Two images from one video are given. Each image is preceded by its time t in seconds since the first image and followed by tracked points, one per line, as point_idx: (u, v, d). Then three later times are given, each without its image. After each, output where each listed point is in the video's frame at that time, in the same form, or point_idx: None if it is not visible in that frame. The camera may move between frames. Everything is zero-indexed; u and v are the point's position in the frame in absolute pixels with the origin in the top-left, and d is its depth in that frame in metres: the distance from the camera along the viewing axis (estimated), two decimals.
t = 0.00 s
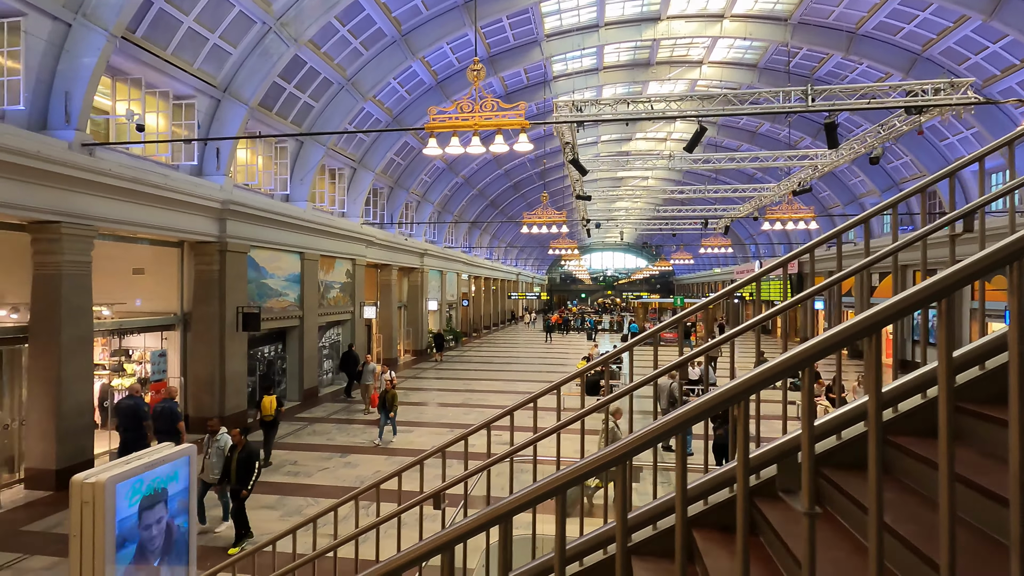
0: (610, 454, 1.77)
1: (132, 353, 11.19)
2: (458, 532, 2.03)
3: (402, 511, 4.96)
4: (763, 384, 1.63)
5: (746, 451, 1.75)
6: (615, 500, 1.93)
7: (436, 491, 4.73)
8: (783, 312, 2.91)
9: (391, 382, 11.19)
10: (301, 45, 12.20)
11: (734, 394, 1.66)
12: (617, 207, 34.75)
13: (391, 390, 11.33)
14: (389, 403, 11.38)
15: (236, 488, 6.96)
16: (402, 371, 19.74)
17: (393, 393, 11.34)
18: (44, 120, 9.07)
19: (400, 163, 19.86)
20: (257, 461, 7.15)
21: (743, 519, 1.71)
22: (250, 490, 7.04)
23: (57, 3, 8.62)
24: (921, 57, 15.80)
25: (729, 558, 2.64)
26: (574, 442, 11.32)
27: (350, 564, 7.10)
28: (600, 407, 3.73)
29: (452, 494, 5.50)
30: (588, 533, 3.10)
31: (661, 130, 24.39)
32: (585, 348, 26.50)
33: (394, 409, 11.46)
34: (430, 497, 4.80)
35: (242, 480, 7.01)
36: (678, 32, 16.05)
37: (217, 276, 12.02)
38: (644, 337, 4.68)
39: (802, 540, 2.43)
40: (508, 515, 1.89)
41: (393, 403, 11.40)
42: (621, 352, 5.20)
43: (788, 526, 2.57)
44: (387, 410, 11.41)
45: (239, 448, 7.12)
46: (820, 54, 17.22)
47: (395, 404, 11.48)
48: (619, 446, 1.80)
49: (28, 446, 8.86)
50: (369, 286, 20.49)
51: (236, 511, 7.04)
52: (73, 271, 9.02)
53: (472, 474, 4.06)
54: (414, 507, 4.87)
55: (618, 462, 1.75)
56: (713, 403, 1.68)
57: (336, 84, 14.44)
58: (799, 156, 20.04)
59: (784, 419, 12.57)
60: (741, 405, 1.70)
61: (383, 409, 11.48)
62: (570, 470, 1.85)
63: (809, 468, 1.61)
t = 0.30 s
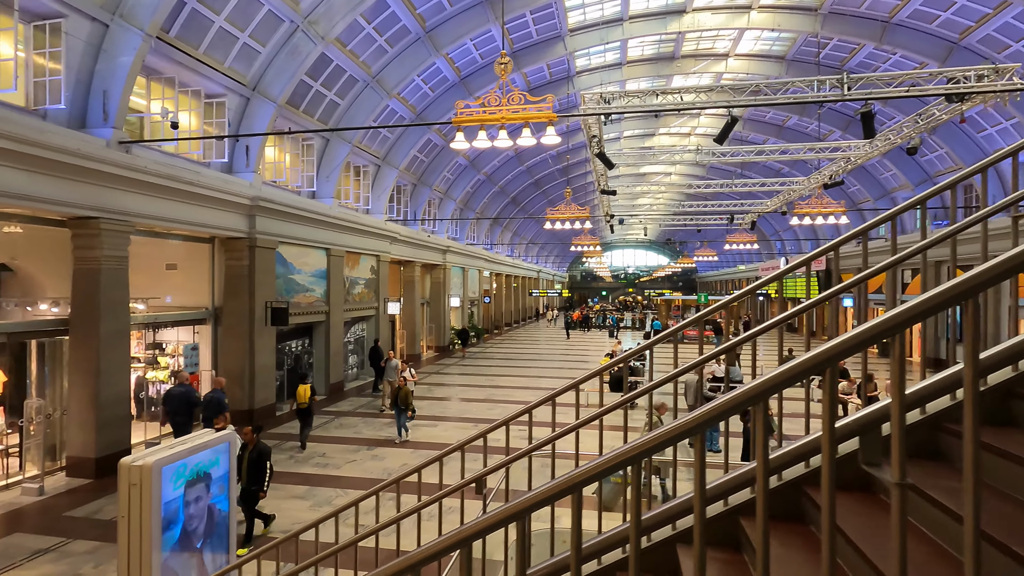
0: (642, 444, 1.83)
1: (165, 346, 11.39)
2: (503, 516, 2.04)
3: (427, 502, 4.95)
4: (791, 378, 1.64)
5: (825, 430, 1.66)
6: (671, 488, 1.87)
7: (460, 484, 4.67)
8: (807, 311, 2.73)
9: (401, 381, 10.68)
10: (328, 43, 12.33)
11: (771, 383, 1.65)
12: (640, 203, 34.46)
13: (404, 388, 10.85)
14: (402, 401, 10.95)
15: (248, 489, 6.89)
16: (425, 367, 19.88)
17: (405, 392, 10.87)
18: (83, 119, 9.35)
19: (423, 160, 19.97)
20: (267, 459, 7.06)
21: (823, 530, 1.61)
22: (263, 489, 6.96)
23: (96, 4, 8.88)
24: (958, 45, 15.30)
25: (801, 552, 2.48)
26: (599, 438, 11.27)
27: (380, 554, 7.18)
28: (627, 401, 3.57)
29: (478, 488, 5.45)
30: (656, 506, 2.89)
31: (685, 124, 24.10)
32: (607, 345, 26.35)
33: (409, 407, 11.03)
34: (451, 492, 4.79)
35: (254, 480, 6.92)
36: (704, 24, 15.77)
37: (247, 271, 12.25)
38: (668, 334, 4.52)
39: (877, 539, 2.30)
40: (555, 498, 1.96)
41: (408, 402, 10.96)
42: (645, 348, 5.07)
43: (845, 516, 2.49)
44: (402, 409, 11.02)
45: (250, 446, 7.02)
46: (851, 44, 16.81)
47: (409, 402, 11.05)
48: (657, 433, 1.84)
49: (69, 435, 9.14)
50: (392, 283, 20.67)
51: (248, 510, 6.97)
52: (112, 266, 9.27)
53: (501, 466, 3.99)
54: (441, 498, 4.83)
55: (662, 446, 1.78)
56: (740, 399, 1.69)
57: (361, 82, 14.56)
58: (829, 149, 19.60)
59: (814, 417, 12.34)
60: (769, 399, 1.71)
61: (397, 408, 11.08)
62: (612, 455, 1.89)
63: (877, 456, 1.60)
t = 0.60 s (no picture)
0: (687, 430, 1.84)
1: (200, 340, 11.68)
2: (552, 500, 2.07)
3: (462, 493, 4.84)
4: (813, 381, 1.68)
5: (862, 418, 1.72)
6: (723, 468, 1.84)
7: (496, 475, 4.54)
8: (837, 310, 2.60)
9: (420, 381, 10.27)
10: (356, 41, 12.49)
11: (802, 381, 1.69)
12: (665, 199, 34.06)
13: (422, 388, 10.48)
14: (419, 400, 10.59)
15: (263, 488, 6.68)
16: (450, 362, 20.00)
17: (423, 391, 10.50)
18: (123, 117, 9.60)
19: (448, 157, 20.06)
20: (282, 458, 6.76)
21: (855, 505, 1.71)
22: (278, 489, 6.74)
23: (135, 6, 9.13)
24: (1003, 32, 14.71)
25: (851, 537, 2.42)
26: (628, 434, 11.17)
27: (411, 545, 7.21)
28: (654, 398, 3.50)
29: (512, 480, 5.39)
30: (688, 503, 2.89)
31: (713, 119, 23.72)
32: (632, 343, 26.15)
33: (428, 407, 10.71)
34: (487, 482, 4.66)
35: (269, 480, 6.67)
36: (734, 15, 15.48)
37: (278, 266, 12.48)
38: (694, 332, 4.37)
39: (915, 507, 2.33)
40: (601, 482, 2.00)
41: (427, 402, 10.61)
42: (671, 346, 4.92)
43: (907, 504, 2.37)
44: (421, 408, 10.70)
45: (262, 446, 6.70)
46: (887, 32, 16.32)
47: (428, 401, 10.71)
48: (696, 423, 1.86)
49: (112, 425, 9.47)
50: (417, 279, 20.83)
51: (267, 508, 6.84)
52: (151, 261, 9.52)
53: (535, 459, 3.94)
54: (475, 490, 4.72)
55: (706, 434, 1.80)
56: (763, 398, 1.73)
57: (388, 79, 14.68)
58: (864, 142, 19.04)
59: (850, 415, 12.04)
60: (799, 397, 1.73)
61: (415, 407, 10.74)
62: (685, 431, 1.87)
63: (931, 459, 1.62)
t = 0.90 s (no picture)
0: (731, 421, 1.82)
1: (234, 334, 11.88)
2: (652, 463, 1.96)
3: (495, 486, 4.77)
4: (851, 379, 1.65)
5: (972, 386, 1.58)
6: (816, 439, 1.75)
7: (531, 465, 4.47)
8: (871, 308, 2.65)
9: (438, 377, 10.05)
10: (385, 37, 12.58)
11: (835, 379, 1.67)
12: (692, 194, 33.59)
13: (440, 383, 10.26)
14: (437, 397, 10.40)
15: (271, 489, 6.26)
16: (476, 358, 20.08)
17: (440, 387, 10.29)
18: (162, 115, 9.84)
19: (474, 153, 20.11)
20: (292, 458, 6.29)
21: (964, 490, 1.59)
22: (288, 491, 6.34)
23: (174, 7, 9.36)
24: None
25: (917, 528, 2.32)
26: (658, 430, 11.06)
27: (444, 536, 7.26)
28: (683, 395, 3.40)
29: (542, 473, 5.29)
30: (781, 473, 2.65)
31: (742, 112, 23.26)
32: (658, 340, 25.89)
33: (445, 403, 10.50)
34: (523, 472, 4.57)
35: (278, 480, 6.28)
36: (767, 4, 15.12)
37: (309, 261, 12.69)
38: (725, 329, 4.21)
39: (1018, 512, 2.12)
40: (688, 452, 1.89)
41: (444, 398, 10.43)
42: (701, 342, 4.79)
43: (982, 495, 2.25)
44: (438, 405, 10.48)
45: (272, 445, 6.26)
46: (927, 19, 15.76)
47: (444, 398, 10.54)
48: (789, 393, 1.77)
49: (153, 415, 9.77)
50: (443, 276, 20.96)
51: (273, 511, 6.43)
52: (190, 255, 9.77)
53: (571, 451, 3.88)
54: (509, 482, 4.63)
55: (760, 420, 1.79)
56: (787, 399, 1.73)
57: (416, 76, 14.77)
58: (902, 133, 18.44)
59: (888, 413, 11.71)
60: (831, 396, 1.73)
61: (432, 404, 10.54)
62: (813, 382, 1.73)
63: None
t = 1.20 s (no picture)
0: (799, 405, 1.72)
1: (269, 326, 12.18)
2: (653, 470, 1.96)
3: (524, 480, 4.76)
4: (927, 362, 1.53)
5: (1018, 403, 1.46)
6: (933, 409, 1.57)
7: (553, 463, 4.48)
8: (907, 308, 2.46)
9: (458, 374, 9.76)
10: (416, 32, 12.62)
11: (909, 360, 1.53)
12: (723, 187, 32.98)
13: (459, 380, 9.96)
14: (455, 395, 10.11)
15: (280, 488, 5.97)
16: (504, 352, 20.13)
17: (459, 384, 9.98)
18: (201, 112, 10.06)
19: (501, 148, 20.11)
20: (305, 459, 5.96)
21: (922, 521, 1.54)
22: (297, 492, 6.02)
23: (212, 5, 9.58)
24: None
25: (994, 514, 2.18)
26: (691, 425, 10.91)
27: (478, 527, 7.29)
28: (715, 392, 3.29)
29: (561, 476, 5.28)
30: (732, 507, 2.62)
31: (776, 102, 22.67)
32: (687, 335, 25.55)
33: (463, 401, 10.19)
34: (546, 470, 4.56)
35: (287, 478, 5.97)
36: None
37: (342, 255, 12.86)
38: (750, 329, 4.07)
39: None
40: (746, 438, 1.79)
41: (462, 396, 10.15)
42: (727, 340, 4.68)
43: None
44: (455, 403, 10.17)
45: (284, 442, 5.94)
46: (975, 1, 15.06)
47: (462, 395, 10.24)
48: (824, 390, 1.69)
49: (194, 404, 10.03)
50: (472, 270, 21.06)
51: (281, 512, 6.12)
52: (228, 249, 9.99)
53: (611, 441, 3.81)
54: (514, 488, 4.67)
55: (842, 398, 1.63)
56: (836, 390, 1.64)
57: (445, 70, 14.82)
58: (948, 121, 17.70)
59: (934, 411, 11.27)
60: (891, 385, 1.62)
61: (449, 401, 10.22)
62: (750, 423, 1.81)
63: None
